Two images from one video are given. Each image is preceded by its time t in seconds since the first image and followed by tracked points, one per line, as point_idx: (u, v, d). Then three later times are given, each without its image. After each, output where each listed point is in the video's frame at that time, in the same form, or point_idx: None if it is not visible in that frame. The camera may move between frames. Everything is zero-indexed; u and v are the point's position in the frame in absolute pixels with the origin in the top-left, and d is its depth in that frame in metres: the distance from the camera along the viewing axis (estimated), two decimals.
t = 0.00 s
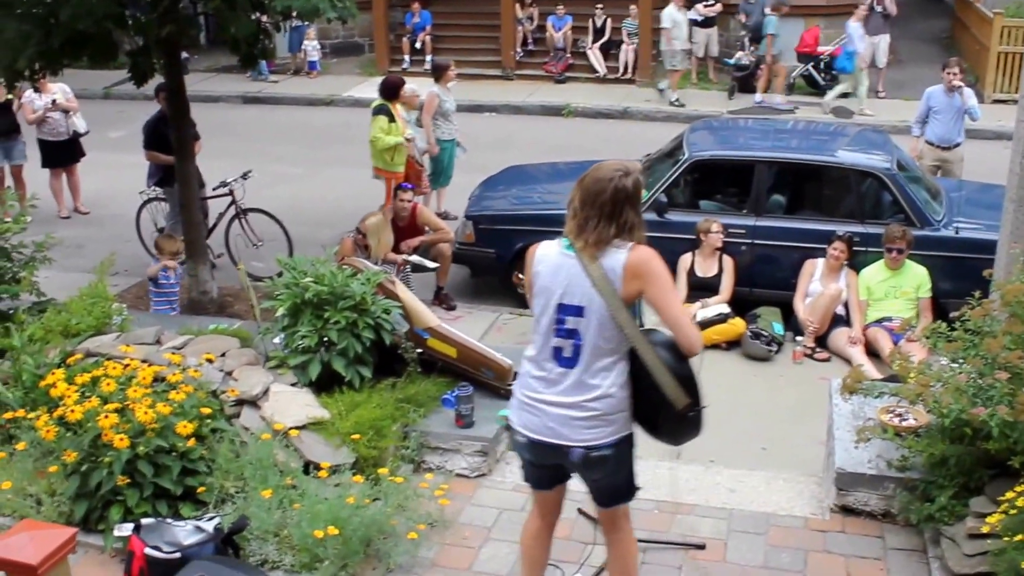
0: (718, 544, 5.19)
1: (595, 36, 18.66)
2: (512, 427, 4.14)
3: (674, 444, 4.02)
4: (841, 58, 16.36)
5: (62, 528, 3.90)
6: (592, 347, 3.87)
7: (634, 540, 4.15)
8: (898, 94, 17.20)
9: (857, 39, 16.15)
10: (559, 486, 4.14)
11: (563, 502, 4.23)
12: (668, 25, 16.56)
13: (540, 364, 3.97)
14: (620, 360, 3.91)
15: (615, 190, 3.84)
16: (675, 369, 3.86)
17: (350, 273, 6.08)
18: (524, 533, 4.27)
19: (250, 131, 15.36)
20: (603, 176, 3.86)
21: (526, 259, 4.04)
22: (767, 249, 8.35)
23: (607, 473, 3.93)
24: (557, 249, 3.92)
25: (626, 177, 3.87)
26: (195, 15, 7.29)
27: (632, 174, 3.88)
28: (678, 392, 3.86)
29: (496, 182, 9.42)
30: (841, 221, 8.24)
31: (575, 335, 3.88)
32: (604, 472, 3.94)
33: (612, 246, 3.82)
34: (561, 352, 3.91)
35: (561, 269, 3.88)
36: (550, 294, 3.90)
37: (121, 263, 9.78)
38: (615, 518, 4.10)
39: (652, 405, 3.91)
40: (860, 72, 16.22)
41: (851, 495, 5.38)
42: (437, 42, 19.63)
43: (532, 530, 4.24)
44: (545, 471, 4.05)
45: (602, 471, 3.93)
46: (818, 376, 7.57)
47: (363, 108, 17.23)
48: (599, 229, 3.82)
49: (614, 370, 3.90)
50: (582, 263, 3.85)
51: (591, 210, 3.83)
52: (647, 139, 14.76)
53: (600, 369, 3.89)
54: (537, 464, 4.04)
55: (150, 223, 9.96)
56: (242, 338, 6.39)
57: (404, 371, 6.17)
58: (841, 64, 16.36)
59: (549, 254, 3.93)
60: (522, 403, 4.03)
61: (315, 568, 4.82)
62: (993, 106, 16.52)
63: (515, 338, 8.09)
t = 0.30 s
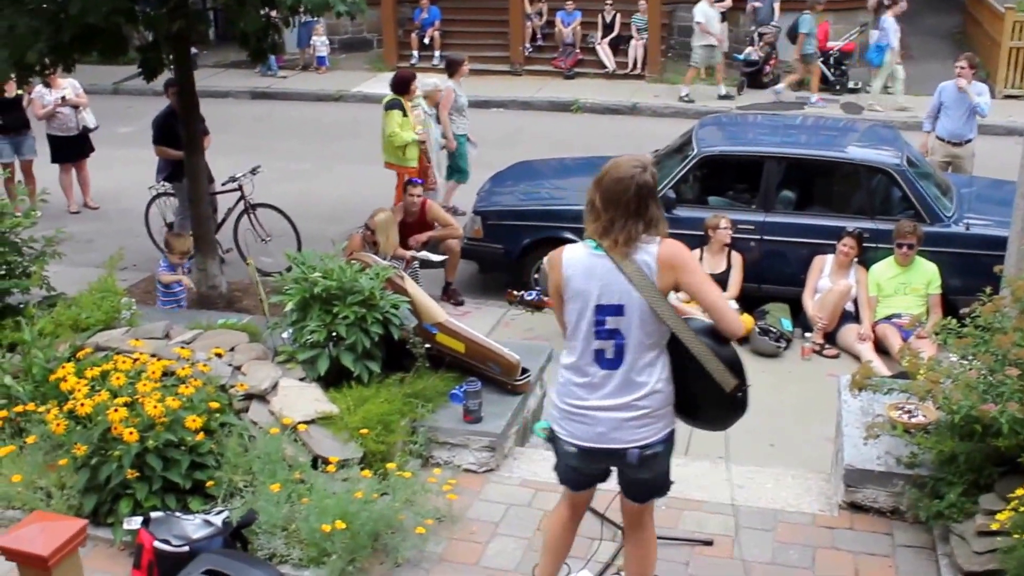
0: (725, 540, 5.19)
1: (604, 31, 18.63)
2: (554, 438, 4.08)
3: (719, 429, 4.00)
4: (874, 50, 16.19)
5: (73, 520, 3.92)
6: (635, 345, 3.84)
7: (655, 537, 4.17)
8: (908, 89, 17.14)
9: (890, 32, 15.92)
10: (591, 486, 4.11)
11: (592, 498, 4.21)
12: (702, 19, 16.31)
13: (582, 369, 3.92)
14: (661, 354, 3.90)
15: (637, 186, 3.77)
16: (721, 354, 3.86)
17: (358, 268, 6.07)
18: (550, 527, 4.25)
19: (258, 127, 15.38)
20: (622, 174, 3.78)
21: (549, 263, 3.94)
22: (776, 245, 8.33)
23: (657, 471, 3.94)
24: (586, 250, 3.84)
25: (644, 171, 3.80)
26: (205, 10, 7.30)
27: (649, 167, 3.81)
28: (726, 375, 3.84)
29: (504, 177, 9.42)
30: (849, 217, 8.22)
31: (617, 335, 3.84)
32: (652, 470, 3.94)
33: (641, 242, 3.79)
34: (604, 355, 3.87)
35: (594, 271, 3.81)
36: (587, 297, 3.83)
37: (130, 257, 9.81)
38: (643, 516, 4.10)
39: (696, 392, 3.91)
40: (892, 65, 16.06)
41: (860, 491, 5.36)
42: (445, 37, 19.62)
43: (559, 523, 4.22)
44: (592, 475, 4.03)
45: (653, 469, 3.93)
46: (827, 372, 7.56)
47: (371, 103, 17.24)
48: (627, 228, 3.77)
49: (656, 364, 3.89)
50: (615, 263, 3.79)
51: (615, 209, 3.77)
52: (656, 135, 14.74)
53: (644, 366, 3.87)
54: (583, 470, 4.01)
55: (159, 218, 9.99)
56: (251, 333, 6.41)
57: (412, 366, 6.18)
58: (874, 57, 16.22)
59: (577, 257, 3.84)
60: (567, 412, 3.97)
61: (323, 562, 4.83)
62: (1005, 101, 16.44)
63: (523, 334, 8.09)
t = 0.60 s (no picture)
0: (732, 536, 5.19)
1: (613, 28, 18.62)
2: (569, 436, 4.07)
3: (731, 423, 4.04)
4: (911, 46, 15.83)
5: (83, 512, 3.94)
6: (654, 341, 3.85)
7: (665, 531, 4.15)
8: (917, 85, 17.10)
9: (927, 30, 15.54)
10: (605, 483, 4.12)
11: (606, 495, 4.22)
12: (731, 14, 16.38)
13: (600, 367, 3.91)
14: (677, 350, 3.92)
15: (650, 181, 3.75)
16: (737, 349, 3.89)
17: (367, 263, 6.07)
18: (565, 527, 4.27)
19: (268, 123, 15.40)
20: (634, 169, 3.76)
21: (564, 261, 3.92)
22: (785, 242, 8.32)
23: (672, 465, 3.95)
24: (603, 248, 3.82)
25: (657, 167, 3.78)
26: (215, 6, 7.32)
27: (662, 163, 3.79)
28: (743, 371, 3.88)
29: (512, 173, 9.43)
30: (858, 214, 8.20)
31: (637, 332, 3.85)
32: (669, 465, 3.95)
33: (656, 237, 3.78)
34: (623, 352, 3.87)
35: (614, 269, 3.80)
36: (606, 296, 3.83)
37: (140, 253, 9.85)
38: (652, 510, 4.08)
39: (712, 388, 3.94)
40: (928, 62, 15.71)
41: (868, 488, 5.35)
42: (454, 33, 19.63)
43: (573, 522, 4.24)
44: (607, 471, 4.03)
45: (669, 464, 3.94)
46: (835, 369, 7.56)
47: (380, 100, 17.26)
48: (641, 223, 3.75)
49: (673, 361, 3.91)
50: (633, 260, 3.78)
51: (627, 204, 3.76)
52: (665, 132, 14.73)
53: (662, 363, 3.88)
54: (599, 467, 4.01)
55: (169, 214, 10.02)
56: (260, 329, 6.43)
57: (420, 361, 6.20)
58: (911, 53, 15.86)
59: (596, 254, 3.82)
60: (584, 409, 3.96)
61: (331, 557, 4.85)
62: (1016, 99, 16.40)
63: (531, 330, 8.10)
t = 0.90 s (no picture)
0: (741, 534, 5.19)
1: (623, 25, 18.60)
2: (561, 427, 4.09)
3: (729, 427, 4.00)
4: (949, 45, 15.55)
5: (96, 507, 3.96)
6: (649, 340, 3.85)
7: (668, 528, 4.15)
8: (929, 83, 17.05)
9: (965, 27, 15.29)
10: (603, 477, 4.11)
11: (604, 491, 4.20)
12: (763, 15, 16.09)
13: (594, 362, 3.93)
14: (673, 352, 3.90)
15: (659, 181, 3.73)
16: (731, 354, 3.85)
17: (378, 260, 6.08)
18: (566, 524, 4.25)
19: (279, 120, 15.43)
20: (643, 169, 3.74)
21: (569, 254, 3.95)
22: (795, 240, 8.31)
23: (663, 464, 3.93)
24: (606, 243, 3.84)
25: (667, 167, 3.76)
26: (226, 3, 7.33)
27: (672, 163, 3.77)
28: (738, 378, 3.86)
29: (523, 171, 9.43)
30: (869, 212, 8.19)
31: (632, 330, 3.85)
32: (661, 462, 3.94)
33: (660, 238, 3.76)
34: (617, 349, 3.88)
35: (613, 265, 3.81)
36: (604, 291, 3.85)
37: (151, 250, 9.88)
38: (654, 505, 4.08)
39: (709, 391, 3.89)
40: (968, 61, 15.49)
41: (878, 487, 5.35)
42: (464, 31, 19.63)
43: (573, 519, 4.22)
44: (598, 465, 4.03)
45: (660, 463, 3.93)
46: (845, 368, 7.54)
47: (390, 97, 17.28)
48: (644, 223, 3.74)
49: (668, 361, 3.90)
50: (633, 258, 3.78)
51: (632, 203, 3.74)
52: (675, 129, 14.72)
53: (656, 363, 3.88)
54: (589, 460, 4.02)
55: (180, 210, 10.05)
56: (271, 325, 6.45)
57: (431, 358, 6.19)
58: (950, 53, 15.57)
59: (598, 249, 3.85)
60: (576, 402, 3.98)
61: (341, 553, 4.87)
62: None
63: (541, 327, 8.11)
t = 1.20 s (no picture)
0: (754, 533, 5.19)
1: (636, 24, 18.59)
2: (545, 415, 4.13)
3: (708, 438, 3.93)
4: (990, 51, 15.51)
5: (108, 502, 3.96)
6: (628, 338, 3.83)
7: (665, 525, 4.12)
8: (942, 82, 17.00)
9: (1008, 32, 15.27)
10: (594, 475, 4.10)
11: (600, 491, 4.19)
12: (807, 13, 16.13)
13: (575, 353, 3.94)
14: (655, 353, 3.86)
15: (660, 186, 3.73)
16: (709, 363, 3.76)
17: (390, 258, 6.10)
18: (566, 527, 4.26)
19: (291, 118, 15.45)
20: (646, 172, 3.75)
21: (566, 245, 3.99)
22: (808, 239, 8.29)
23: (639, 463, 3.91)
24: (599, 238, 3.85)
25: (670, 173, 3.75)
26: (239, 2, 7.35)
27: (676, 169, 3.76)
28: (714, 386, 3.78)
29: (535, 170, 9.41)
30: (882, 212, 8.18)
31: (612, 326, 3.84)
32: (638, 460, 3.91)
33: (654, 241, 3.74)
34: (597, 343, 3.88)
35: (601, 260, 3.82)
36: (588, 284, 3.85)
37: (164, 248, 9.91)
38: (646, 504, 4.05)
39: (688, 399, 3.83)
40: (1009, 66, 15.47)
41: (890, 486, 5.34)
42: (477, 30, 19.64)
43: (572, 521, 4.23)
44: (578, 458, 4.04)
45: (634, 460, 3.90)
46: (856, 367, 7.53)
47: (402, 96, 17.29)
48: (639, 225, 3.74)
49: (648, 362, 3.86)
50: (622, 256, 3.78)
51: (632, 205, 3.75)
52: (688, 128, 14.70)
53: (635, 362, 3.85)
54: (567, 452, 4.03)
55: (192, 208, 10.08)
56: (283, 323, 6.46)
57: (443, 357, 6.21)
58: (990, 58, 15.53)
59: (590, 242, 3.86)
60: (556, 391, 4.00)
61: (352, 551, 4.86)
62: None
63: (551, 326, 8.11)
